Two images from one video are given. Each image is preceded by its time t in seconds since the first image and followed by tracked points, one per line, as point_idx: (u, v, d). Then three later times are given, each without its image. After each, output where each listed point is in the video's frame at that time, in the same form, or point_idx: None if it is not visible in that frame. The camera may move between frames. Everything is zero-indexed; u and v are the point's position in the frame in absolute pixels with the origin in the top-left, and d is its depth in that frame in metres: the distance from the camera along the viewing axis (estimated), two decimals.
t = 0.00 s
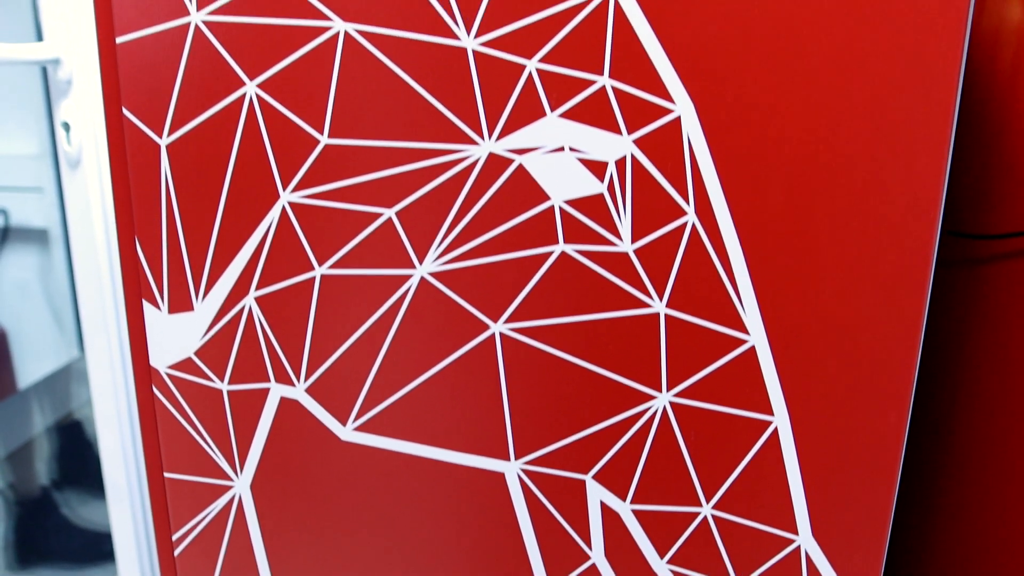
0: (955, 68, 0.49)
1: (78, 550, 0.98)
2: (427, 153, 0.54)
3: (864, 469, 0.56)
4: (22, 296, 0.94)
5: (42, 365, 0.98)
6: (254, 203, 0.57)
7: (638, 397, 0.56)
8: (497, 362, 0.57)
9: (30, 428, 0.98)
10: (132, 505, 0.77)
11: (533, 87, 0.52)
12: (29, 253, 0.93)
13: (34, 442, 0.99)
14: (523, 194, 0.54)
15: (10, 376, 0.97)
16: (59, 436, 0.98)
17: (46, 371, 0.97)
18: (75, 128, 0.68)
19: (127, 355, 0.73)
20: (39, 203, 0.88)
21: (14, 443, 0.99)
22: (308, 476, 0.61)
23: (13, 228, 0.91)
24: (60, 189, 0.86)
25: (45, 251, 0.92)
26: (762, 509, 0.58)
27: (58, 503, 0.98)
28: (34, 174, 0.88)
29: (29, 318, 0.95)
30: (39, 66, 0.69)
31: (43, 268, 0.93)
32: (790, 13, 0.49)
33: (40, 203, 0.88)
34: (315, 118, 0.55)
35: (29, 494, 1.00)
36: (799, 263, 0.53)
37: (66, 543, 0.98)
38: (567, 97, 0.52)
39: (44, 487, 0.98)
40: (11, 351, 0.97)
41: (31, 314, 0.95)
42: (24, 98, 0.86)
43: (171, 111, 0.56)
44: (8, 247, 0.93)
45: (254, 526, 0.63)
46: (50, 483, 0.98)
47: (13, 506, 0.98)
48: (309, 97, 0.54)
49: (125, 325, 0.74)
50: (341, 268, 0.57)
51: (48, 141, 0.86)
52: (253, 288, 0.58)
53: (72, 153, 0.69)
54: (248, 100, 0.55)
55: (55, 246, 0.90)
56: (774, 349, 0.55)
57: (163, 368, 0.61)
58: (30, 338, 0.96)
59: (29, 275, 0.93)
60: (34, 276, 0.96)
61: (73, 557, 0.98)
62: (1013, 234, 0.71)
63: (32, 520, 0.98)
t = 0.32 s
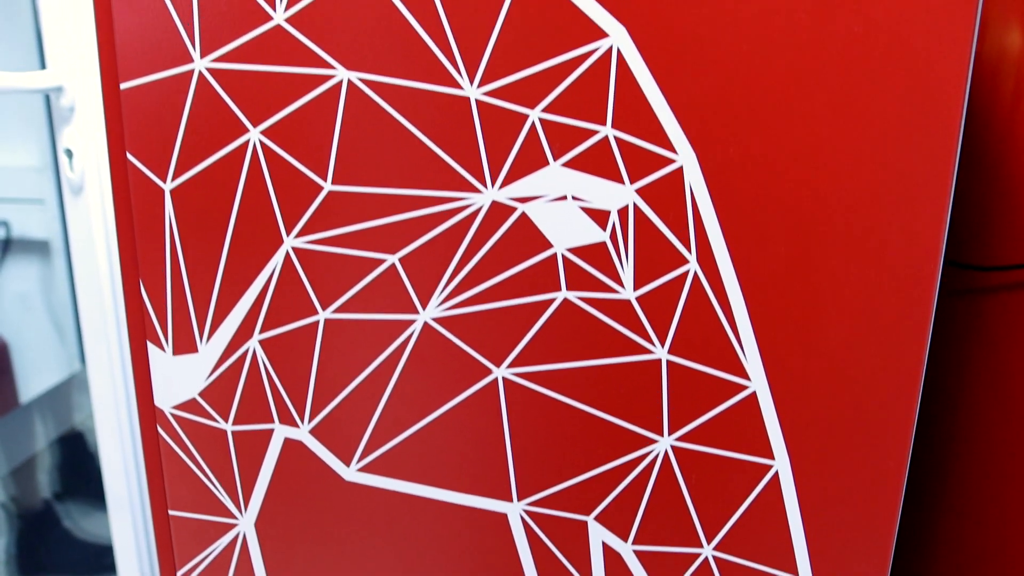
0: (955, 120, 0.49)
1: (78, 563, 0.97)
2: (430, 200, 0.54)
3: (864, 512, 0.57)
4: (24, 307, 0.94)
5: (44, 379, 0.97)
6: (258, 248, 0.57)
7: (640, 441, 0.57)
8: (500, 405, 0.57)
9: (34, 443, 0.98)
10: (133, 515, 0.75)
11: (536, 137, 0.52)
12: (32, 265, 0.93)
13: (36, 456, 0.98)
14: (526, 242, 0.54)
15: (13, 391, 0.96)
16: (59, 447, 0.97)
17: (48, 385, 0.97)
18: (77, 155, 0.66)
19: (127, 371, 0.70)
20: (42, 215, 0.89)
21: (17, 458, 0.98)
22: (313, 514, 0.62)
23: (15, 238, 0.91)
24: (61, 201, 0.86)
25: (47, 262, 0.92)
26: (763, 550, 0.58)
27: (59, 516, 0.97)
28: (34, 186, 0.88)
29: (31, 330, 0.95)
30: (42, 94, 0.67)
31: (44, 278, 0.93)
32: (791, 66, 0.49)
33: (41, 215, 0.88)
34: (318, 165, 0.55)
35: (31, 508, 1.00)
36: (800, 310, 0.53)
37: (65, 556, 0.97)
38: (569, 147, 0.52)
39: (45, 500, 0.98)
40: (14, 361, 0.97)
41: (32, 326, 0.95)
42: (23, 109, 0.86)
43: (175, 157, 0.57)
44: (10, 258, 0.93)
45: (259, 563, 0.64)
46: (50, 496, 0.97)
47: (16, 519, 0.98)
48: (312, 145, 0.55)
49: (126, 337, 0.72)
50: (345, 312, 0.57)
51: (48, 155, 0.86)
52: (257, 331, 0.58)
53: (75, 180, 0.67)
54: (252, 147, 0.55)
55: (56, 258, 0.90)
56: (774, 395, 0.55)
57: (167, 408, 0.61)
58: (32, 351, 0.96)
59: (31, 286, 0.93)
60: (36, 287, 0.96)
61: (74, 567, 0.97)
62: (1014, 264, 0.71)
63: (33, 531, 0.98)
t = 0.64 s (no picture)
0: (955, 176, 0.50)
1: None
2: (435, 251, 0.54)
3: (865, 557, 0.57)
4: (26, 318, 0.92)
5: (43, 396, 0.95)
6: (264, 296, 0.57)
7: (643, 487, 0.57)
8: (504, 451, 0.58)
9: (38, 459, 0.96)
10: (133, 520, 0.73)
11: (540, 189, 0.53)
12: (33, 277, 0.91)
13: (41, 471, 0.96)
14: (530, 293, 0.54)
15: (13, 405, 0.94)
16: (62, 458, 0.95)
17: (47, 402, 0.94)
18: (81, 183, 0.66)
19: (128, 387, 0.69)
20: (43, 228, 0.87)
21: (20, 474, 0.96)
22: (318, 555, 0.62)
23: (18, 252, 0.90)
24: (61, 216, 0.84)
25: (48, 274, 0.90)
26: None
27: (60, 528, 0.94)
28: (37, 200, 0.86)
29: (33, 345, 0.93)
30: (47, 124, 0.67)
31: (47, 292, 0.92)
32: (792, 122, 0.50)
33: (43, 228, 0.87)
34: (323, 214, 0.55)
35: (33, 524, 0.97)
36: (802, 360, 0.54)
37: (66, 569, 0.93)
38: (574, 199, 0.53)
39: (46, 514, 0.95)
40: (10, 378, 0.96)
41: (33, 341, 0.93)
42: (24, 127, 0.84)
43: (181, 205, 0.57)
44: (14, 271, 0.91)
45: None
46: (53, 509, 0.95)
47: (16, 536, 0.95)
48: (317, 195, 0.55)
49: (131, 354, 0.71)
50: (350, 359, 0.57)
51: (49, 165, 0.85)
52: (263, 376, 0.59)
53: (79, 210, 0.67)
54: (257, 196, 0.56)
55: (58, 270, 0.88)
56: (777, 443, 0.56)
57: (173, 450, 0.62)
58: (33, 366, 0.94)
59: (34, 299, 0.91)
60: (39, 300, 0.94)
61: None
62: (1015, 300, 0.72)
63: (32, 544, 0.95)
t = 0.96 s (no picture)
0: (955, 237, 0.51)
1: None
2: (441, 308, 0.55)
3: None
4: (29, 334, 1.04)
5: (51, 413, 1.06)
6: (272, 350, 0.58)
7: (647, 537, 0.58)
8: (509, 502, 0.58)
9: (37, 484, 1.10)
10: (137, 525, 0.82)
11: (546, 249, 0.53)
12: (37, 293, 1.02)
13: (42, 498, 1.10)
14: (535, 349, 0.55)
15: (18, 425, 1.08)
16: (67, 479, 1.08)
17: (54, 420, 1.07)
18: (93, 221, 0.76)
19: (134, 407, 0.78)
20: (48, 245, 0.98)
21: (25, 496, 1.11)
22: None
23: (21, 268, 1.01)
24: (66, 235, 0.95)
25: (51, 290, 1.02)
26: None
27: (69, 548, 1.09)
28: (43, 220, 0.97)
29: (35, 355, 1.05)
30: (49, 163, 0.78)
31: (50, 306, 1.03)
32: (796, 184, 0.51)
33: (47, 245, 0.97)
34: (332, 271, 0.56)
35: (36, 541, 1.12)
36: (805, 414, 0.55)
37: None
38: (579, 258, 0.53)
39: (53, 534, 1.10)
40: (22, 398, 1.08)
41: (36, 350, 1.05)
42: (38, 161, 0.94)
43: (190, 260, 0.57)
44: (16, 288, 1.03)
45: None
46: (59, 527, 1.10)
47: (24, 551, 1.11)
48: (325, 252, 0.55)
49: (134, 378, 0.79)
50: (358, 412, 0.58)
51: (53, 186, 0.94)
52: (271, 428, 0.59)
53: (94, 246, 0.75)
54: (266, 252, 0.56)
55: (61, 285, 0.99)
56: (780, 496, 0.56)
57: (182, 498, 0.63)
58: (40, 374, 1.06)
59: (38, 313, 1.03)
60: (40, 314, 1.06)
61: None
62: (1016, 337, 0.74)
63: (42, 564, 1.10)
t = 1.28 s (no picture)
0: (954, 288, 0.52)
1: None
2: (444, 353, 0.56)
3: None
4: (31, 345, 1.05)
5: (53, 426, 1.07)
6: (277, 393, 0.59)
7: None
8: (511, 542, 0.59)
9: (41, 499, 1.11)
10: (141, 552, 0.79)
11: (548, 297, 0.54)
12: (38, 304, 1.03)
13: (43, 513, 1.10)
14: (537, 394, 0.56)
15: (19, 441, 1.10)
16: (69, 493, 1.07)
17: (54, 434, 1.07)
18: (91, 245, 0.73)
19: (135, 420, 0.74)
20: (48, 256, 0.99)
21: (26, 510, 1.12)
22: None
23: (22, 280, 1.03)
24: (66, 247, 0.96)
25: (52, 301, 1.02)
26: None
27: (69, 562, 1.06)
28: (44, 230, 0.98)
29: (36, 365, 1.06)
30: (57, 187, 0.74)
31: (52, 318, 1.03)
32: (796, 235, 0.52)
33: (48, 257, 0.98)
34: (335, 317, 0.56)
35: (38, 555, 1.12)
36: (803, 459, 0.55)
37: None
38: (581, 306, 0.54)
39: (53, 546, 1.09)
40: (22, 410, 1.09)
41: (37, 361, 1.05)
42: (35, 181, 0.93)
43: (195, 305, 0.58)
44: (20, 299, 1.04)
45: None
46: (60, 539, 1.08)
47: (25, 564, 1.10)
48: (329, 298, 0.56)
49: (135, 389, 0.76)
50: (361, 453, 0.59)
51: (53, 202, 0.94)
52: (275, 468, 0.60)
53: (88, 268, 0.74)
54: (270, 297, 0.57)
55: (62, 298, 0.99)
56: (778, 538, 0.57)
57: (187, 535, 0.63)
58: (40, 385, 1.06)
59: (38, 324, 1.03)
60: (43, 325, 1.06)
61: None
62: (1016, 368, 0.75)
63: None
